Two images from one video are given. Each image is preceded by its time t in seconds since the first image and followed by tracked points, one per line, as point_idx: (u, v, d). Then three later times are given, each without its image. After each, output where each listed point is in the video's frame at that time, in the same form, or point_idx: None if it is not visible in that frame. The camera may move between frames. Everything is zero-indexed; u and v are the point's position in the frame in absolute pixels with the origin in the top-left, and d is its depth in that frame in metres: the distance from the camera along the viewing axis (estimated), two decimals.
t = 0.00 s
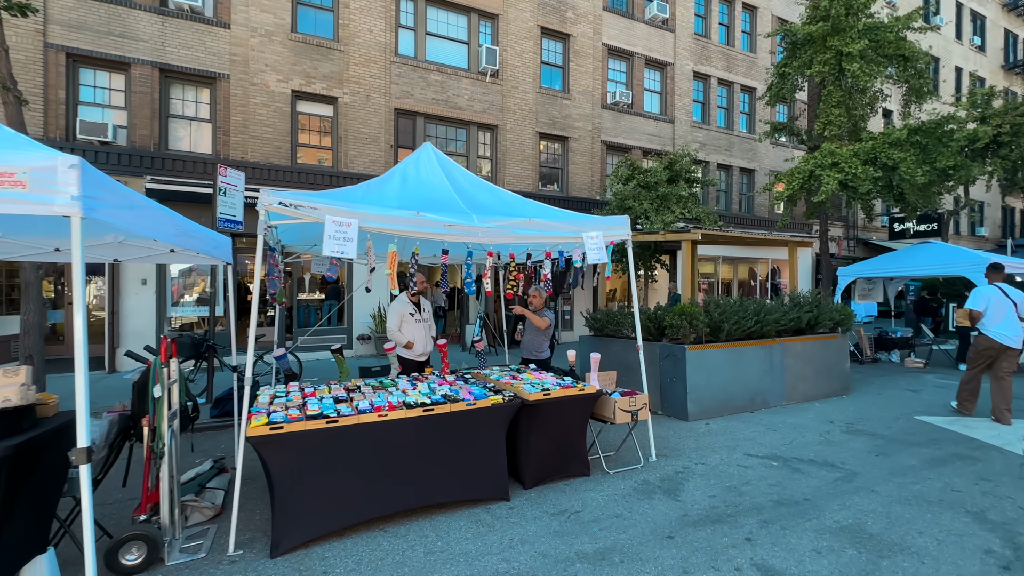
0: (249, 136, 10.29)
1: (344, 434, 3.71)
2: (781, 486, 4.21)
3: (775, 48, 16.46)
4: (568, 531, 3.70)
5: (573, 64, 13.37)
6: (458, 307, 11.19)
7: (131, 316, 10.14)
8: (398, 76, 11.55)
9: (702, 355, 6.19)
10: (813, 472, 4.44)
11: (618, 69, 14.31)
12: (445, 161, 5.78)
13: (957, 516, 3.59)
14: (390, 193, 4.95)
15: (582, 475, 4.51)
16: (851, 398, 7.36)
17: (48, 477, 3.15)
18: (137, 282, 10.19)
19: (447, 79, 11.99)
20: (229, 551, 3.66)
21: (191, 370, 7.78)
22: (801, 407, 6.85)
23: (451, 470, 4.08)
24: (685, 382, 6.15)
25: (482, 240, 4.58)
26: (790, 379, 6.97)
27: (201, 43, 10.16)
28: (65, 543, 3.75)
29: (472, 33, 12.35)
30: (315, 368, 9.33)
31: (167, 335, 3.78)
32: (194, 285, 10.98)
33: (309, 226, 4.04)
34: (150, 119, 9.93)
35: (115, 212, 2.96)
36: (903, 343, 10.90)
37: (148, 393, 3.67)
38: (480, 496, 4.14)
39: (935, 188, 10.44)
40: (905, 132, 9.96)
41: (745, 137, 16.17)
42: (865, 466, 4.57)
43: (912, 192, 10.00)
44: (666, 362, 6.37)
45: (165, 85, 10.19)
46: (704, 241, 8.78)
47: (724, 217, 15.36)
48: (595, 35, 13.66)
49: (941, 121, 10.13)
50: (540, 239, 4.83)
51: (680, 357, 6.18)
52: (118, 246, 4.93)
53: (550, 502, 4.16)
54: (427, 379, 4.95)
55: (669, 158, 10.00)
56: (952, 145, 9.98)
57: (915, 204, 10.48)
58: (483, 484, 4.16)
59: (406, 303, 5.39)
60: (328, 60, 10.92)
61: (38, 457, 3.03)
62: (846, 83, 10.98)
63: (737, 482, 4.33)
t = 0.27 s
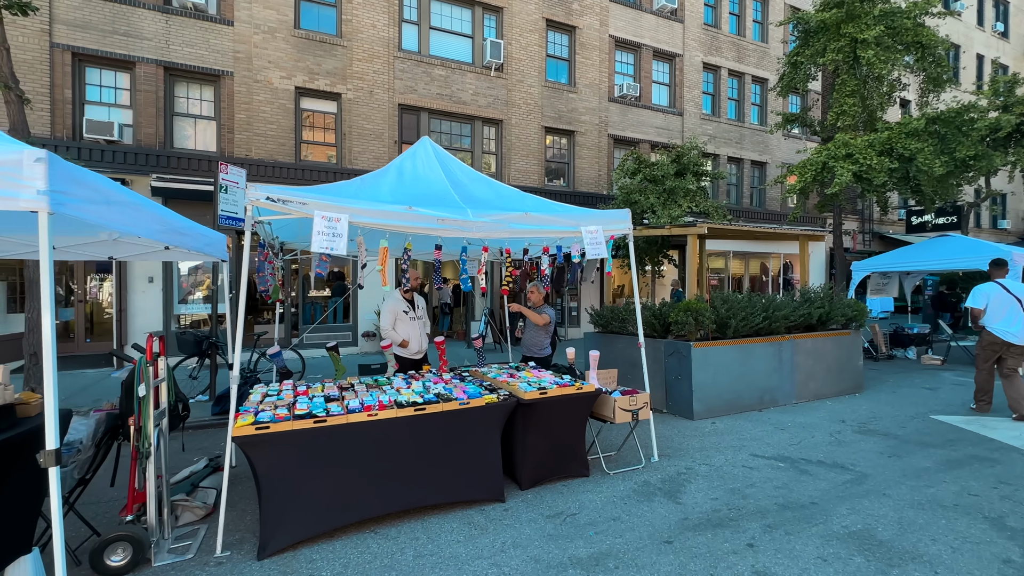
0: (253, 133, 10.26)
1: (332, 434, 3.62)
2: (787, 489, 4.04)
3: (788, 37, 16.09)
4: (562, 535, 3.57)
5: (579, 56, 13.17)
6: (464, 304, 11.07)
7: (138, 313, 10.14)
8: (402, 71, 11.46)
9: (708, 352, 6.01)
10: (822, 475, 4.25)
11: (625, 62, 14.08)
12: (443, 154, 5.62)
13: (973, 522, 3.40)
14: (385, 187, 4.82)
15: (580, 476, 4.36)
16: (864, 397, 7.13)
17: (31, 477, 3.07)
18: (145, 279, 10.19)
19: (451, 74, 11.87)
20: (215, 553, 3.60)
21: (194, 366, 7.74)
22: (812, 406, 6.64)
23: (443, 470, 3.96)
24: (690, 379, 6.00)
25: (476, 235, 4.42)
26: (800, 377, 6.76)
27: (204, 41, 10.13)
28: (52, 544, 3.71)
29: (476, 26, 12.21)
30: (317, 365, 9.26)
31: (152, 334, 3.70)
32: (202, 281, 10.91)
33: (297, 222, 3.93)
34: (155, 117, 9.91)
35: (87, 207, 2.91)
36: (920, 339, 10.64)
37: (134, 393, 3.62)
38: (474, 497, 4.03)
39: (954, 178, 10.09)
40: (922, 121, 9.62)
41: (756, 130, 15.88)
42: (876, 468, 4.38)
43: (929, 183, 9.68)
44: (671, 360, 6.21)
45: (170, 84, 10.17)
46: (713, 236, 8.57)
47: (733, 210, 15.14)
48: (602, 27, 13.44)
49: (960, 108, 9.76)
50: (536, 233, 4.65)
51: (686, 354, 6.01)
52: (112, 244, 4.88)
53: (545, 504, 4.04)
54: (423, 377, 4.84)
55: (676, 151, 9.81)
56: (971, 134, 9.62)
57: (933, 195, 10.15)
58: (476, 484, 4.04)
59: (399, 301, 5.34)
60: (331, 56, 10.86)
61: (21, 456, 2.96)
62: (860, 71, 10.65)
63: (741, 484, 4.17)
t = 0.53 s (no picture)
0: (264, 134, 10.31)
1: (320, 436, 3.53)
2: (797, 496, 3.83)
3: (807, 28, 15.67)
4: (556, 542, 3.43)
5: (591, 52, 12.99)
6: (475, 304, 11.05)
7: (153, 312, 10.27)
8: (411, 70, 11.42)
9: (718, 353, 5.84)
10: (835, 483, 4.02)
11: (638, 56, 13.86)
12: (444, 151, 5.50)
13: (997, 536, 3.17)
14: (382, 184, 4.73)
15: (580, 481, 4.20)
16: (884, 399, 6.84)
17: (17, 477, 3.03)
18: (159, 280, 10.30)
19: (461, 72, 11.79)
20: (204, 555, 3.55)
21: (203, 366, 7.78)
22: (828, 408, 6.38)
23: (436, 474, 3.85)
24: (699, 381, 5.84)
25: (473, 233, 4.30)
26: (817, 378, 6.54)
27: (217, 43, 10.15)
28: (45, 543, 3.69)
29: (486, 24, 12.11)
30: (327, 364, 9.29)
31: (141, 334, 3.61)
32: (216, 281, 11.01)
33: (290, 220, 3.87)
34: (169, 120, 9.94)
35: (66, 205, 2.90)
36: (946, 339, 10.28)
37: (124, 393, 3.56)
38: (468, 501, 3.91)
39: (983, 171, 9.65)
40: (949, 112, 9.18)
41: (774, 124, 15.56)
42: (893, 475, 4.15)
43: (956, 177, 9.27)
44: (680, 360, 6.06)
45: (183, 87, 10.17)
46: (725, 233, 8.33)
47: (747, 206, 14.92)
48: (613, 21, 13.24)
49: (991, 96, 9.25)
50: (535, 231, 4.50)
51: (695, 355, 5.85)
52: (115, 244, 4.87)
53: (542, 509, 3.89)
54: (421, 378, 4.73)
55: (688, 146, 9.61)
56: (1002, 125, 9.19)
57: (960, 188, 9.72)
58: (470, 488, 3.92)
59: (398, 301, 5.26)
60: (340, 56, 10.87)
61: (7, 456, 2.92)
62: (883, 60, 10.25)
63: (747, 490, 3.97)
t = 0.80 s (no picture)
0: (271, 134, 10.33)
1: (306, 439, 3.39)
2: (800, 505, 3.64)
3: (824, 20, 15.37)
4: (545, 550, 3.31)
5: (599, 47, 12.86)
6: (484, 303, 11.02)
7: (163, 311, 10.36)
8: (417, 68, 11.36)
9: (724, 354, 5.70)
10: (842, 492, 3.82)
11: (647, 51, 13.77)
12: (443, 151, 5.39)
13: (1015, 553, 2.96)
14: (378, 183, 4.61)
15: (576, 486, 4.04)
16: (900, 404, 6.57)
17: None
18: (169, 279, 10.38)
19: (467, 69, 11.72)
20: (189, 556, 3.50)
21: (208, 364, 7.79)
22: (840, 412, 6.14)
23: (427, 477, 3.71)
24: (704, 383, 5.71)
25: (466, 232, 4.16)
26: (827, 380, 6.39)
27: (224, 44, 10.19)
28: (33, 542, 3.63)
29: (492, 20, 12.01)
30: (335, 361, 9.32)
31: (127, 333, 3.50)
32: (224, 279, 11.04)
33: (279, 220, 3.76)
34: (178, 121, 10.02)
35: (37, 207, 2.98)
36: (969, 339, 9.94)
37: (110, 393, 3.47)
38: (460, 504, 3.78)
39: (1008, 164, 9.27)
40: (972, 103, 8.80)
41: (790, 118, 15.38)
42: (904, 485, 3.94)
43: (979, 171, 8.91)
44: (685, 361, 5.93)
45: (192, 87, 10.27)
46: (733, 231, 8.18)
47: (757, 202, 14.85)
48: (623, 16, 13.12)
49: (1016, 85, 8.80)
50: (530, 230, 4.34)
51: (700, 356, 5.72)
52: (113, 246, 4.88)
53: (535, 514, 3.76)
54: (414, 378, 4.60)
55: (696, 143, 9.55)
56: None
57: (983, 183, 9.33)
58: (462, 491, 3.79)
59: (394, 300, 5.18)
60: (347, 55, 10.85)
61: None
62: (902, 51, 9.89)
63: (748, 498, 3.79)
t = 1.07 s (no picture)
0: (280, 133, 10.35)
1: (299, 439, 3.18)
2: (810, 514, 3.44)
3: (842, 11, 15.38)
4: (540, 558, 3.15)
5: (610, 42, 12.98)
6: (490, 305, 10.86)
7: (175, 308, 10.44)
8: (425, 65, 11.33)
9: (734, 355, 5.58)
10: (856, 501, 3.61)
11: (659, 45, 13.90)
12: (444, 149, 5.20)
13: None
14: (377, 179, 4.40)
15: (576, 491, 3.86)
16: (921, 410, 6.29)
17: None
18: (180, 276, 10.45)
19: (475, 66, 11.68)
20: (180, 557, 3.41)
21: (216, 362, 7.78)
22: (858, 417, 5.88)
23: (421, 479, 3.47)
24: (713, 384, 5.58)
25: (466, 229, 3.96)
26: (844, 384, 6.25)
27: (234, 44, 10.23)
28: (29, 541, 3.57)
29: (501, 16, 11.97)
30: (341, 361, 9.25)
31: (120, 331, 3.43)
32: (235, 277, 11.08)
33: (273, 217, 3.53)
34: (189, 120, 10.07)
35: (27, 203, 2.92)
36: (993, 341, 9.77)
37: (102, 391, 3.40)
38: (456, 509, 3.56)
39: None
40: (1000, 94, 8.42)
41: (807, 113, 15.49)
42: (924, 496, 3.71)
43: (1008, 165, 8.53)
44: (693, 361, 5.81)
45: (203, 87, 10.32)
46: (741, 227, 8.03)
47: (771, 198, 14.80)
48: (633, 10, 13.23)
49: None
50: (530, 227, 4.17)
51: (709, 356, 5.61)
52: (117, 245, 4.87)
53: (533, 518, 3.59)
54: (413, 378, 4.45)
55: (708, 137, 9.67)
56: None
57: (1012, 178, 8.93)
58: (458, 495, 3.55)
59: (397, 297, 5.05)
60: (355, 53, 10.84)
61: None
62: (924, 41, 9.59)
63: (756, 505, 3.59)
